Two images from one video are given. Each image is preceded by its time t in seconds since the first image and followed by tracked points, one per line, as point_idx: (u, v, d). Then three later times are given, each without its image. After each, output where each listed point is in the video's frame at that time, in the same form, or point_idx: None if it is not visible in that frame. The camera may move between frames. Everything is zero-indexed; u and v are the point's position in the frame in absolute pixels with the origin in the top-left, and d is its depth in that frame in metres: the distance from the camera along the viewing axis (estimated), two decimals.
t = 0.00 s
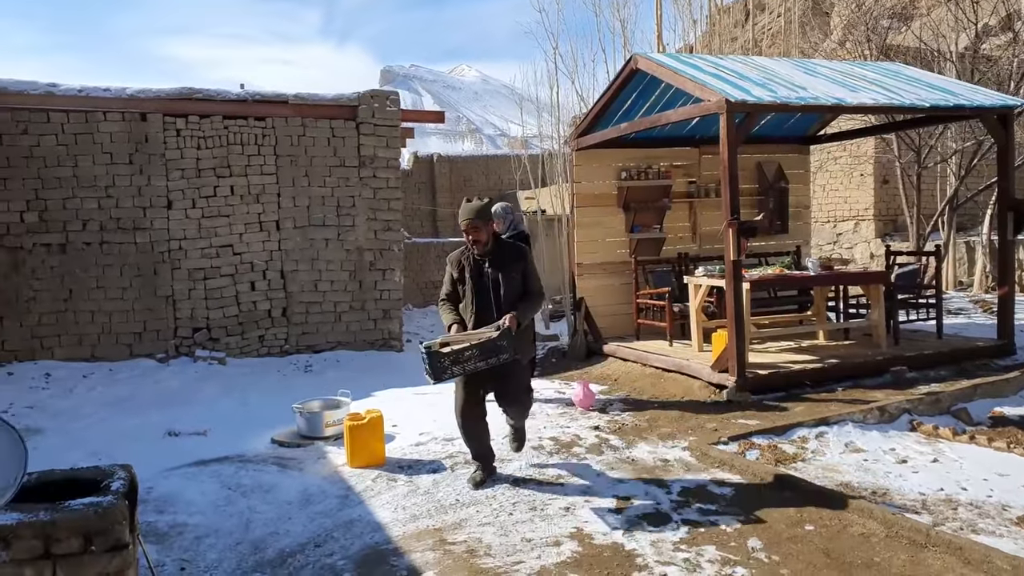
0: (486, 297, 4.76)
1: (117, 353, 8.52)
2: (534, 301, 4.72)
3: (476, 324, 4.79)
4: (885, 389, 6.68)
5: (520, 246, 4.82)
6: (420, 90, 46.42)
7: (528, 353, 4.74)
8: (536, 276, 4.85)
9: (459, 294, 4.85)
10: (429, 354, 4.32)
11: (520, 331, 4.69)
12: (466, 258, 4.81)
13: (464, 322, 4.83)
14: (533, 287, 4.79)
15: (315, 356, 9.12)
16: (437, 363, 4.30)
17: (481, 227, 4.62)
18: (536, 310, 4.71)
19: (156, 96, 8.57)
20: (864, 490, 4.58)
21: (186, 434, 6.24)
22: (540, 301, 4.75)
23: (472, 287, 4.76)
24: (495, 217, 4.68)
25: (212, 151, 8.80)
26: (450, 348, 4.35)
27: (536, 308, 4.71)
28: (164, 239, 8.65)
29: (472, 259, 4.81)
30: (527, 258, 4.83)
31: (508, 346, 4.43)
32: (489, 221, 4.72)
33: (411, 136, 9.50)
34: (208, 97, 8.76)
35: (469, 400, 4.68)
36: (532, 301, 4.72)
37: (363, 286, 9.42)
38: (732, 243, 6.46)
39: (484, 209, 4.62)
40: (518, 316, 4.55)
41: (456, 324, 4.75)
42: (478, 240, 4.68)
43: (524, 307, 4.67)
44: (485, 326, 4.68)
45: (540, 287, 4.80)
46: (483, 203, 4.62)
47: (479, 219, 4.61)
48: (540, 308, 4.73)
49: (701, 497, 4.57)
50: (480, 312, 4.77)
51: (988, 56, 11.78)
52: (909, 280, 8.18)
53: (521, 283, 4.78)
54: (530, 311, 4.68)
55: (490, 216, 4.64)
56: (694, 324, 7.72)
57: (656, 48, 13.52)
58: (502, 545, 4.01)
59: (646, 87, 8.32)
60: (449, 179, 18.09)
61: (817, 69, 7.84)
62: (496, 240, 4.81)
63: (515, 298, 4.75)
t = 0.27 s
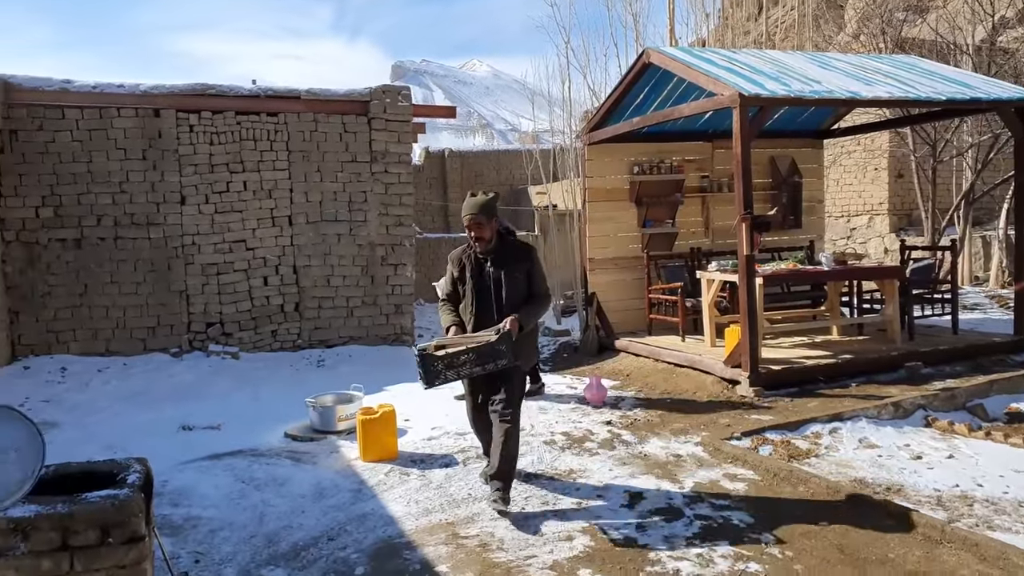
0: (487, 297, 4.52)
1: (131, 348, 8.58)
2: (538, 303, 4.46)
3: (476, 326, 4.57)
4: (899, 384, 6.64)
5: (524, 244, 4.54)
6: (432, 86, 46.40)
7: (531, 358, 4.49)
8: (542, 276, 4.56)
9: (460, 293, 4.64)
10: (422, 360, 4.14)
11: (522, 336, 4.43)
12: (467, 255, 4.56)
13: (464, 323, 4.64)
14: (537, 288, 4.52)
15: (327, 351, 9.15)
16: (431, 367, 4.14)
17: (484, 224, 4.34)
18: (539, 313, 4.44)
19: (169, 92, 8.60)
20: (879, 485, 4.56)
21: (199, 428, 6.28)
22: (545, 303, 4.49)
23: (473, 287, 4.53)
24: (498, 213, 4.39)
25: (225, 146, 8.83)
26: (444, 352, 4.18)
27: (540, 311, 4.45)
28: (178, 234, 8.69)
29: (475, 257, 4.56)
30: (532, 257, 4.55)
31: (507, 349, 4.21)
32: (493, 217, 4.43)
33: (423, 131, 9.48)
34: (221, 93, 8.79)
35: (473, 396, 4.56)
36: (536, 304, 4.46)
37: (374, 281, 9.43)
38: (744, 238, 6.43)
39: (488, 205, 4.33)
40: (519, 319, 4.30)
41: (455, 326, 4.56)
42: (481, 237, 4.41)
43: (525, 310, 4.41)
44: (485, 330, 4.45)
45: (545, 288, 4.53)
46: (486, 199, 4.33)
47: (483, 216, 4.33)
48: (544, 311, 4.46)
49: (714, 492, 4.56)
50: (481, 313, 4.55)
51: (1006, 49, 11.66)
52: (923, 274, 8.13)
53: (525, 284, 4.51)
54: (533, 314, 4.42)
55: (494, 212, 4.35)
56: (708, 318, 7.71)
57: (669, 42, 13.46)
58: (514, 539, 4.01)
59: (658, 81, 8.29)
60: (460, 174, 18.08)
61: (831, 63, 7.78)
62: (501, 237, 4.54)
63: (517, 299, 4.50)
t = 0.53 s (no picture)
0: (491, 302, 4.10)
1: (149, 341, 8.65)
2: (544, 313, 3.98)
3: (479, 335, 4.14)
4: (917, 379, 6.59)
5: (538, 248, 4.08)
6: (446, 80, 46.38)
7: (534, 372, 4.03)
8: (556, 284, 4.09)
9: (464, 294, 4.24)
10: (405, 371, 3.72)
11: (524, 346, 3.99)
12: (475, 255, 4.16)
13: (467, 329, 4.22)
14: (546, 298, 4.04)
15: (343, 345, 9.19)
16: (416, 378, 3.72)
17: (490, 224, 3.91)
18: (545, 326, 3.96)
19: (185, 87, 8.64)
20: (897, 481, 4.53)
21: (216, 421, 6.33)
22: (553, 315, 4.00)
23: (477, 291, 4.12)
24: (509, 213, 3.97)
25: (240, 141, 8.86)
26: (430, 365, 3.75)
27: (546, 324, 3.97)
28: (194, 229, 8.74)
29: (483, 259, 4.15)
30: (546, 263, 4.08)
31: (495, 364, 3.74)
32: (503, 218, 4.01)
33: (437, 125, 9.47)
34: (236, 88, 8.82)
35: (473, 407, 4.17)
36: (542, 314, 3.98)
37: (389, 275, 9.45)
38: (761, 232, 6.40)
39: (497, 204, 3.91)
40: (520, 332, 3.84)
41: (456, 332, 4.22)
42: (488, 240, 4.00)
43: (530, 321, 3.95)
44: (484, 338, 4.04)
45: (555, 298, 4.05)
46: (496, 198, 3.89)
47: (492, 216, 3.90)
48: (551, 324, 3.99)
49: (730, 486, 4.54)
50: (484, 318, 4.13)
51: None
52: (943, 268, 8.12)
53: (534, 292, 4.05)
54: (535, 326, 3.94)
55: (504, 213, 3.93)
56: (722, 314, 7.65)
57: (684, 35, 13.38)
58: (529, 532, 4.01)
59: (674, 74, 8.25)
60: (474, 168, 18.07)
61: (849, 55, 7.71)
62: (512, 238, 4.11)
63: (523, 306, 4.05)
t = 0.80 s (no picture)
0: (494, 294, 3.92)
1: (170, 333, 8.72)
2: (548, 304, 3.75)
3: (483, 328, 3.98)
4: (941, 373, 6.52)
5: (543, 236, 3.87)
6: (463, 72, 46.32)
7: (541, 368, 3.82)
8: (563, 273, 3.86)
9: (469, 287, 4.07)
10: (394, 365, 3.67)
11: (527, 340, 3.79)
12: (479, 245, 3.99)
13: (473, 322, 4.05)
14: (551, 288, 3.82)
15: (361, 337, 9.22)
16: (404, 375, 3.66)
17: (488, 212, 3.74)
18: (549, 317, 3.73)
19: (204, 80, 8.69)
20: (919, 475, 4.49)
21: (237, 412, 6.38)
22: (558, 305, 3.77)
23: (479, 282, 3.97)
24: (508, 199, 3.77)
25: (260, 134, 8.90)
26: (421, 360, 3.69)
27: (550, 315, 3.74)
28: (214, 222, 8.80)
29: (486, 249, 3.96)
30: (551, 251, 3.86)
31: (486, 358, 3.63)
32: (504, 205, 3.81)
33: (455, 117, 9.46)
34: (256, 81, 8.86)
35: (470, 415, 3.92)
36: (545, 305, 3.75)
37: (407, 268, 9.47)
38: (782, 223, 6.37)
39: (494, 189, 3.74)
40: (519, 325, 3.65)
41: (460, 325, 4.01)
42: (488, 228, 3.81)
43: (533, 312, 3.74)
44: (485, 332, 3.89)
45: (561, 288, 3.82)
46: (491, 184, 3.73)
47: (489, 203, 3.73)
48: (556, 315, 3.76)
49: (750, 479, 4.53)
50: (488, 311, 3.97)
51: None
52: (967, 261, 8.02)
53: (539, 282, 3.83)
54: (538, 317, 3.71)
55: (501, 200, 3.75)
56: (743, 306, 7.60)
57: (704, 26, 13.28)
58: (548, 524, 4.02)
59: (694, 64, 8.19)
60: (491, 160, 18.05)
61: (872, 44, 7.62)
62: (515, 226, 3.92)
63: (528, 298, 3.84)
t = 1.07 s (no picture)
0: (488, 302, 3.67)
1: (193, 323, 8.81)
2: (544, 308, 3.51)
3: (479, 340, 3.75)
4: (968, 365, 6.44)
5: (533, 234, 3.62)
6: (483, 63, 46.23)
7: (544, 376, 3.61)
8: (557, 273, 3.60)
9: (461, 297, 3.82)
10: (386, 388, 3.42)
11: (525, 348, 3.58)
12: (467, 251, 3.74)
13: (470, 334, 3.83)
14: (546, 290, 3.57)
15: (382, 328, 9.27)
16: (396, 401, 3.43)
17: (472, 216, 3.47)
18: (547, 322, 3.49)
19: (227, 72, 8.74)
20: (946, 468, 4.44)
21: (261, 401, 6.44)
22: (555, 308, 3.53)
23: (472, 291, 3.72)
24: (493, 199, 3.50)
25: (282, 125, 8.95)
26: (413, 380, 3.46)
27: (548, 319, 3.50)
28: (237, 212, 8.86)
29: (476, 253, 3.70)
30: (543, 250, 3.60)
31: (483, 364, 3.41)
32: (490, 205, 3.54)
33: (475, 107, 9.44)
34: (278, 73, 8.90)
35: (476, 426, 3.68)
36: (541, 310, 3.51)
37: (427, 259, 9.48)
38: (806, 213, 6.33)
39: (477, 190, 3.47)
40: (516, 334, 3.43)
41: (457, 339, 3.79)
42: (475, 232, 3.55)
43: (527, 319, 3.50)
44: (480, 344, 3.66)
45: (556, 289, 3.57)
46: (472, 186, 3.46)
47: (472, 206, 3.47)
48: (553, 319, 3.52)
49: (773, 471, 4.50)
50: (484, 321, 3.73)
51: None
52: (995, 252, 7.92)
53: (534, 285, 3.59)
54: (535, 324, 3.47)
55: (485, 201, 3.48)
56: (766, 297, 7.55)
57: (728, 14, 13.14)
58: (570, 514, 4.02)
59: (717, 53, 8.12)
60: (512, 151, 18.02)
61: (900, 31, 7.51)
62: (504, 226, 3.66)
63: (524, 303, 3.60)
